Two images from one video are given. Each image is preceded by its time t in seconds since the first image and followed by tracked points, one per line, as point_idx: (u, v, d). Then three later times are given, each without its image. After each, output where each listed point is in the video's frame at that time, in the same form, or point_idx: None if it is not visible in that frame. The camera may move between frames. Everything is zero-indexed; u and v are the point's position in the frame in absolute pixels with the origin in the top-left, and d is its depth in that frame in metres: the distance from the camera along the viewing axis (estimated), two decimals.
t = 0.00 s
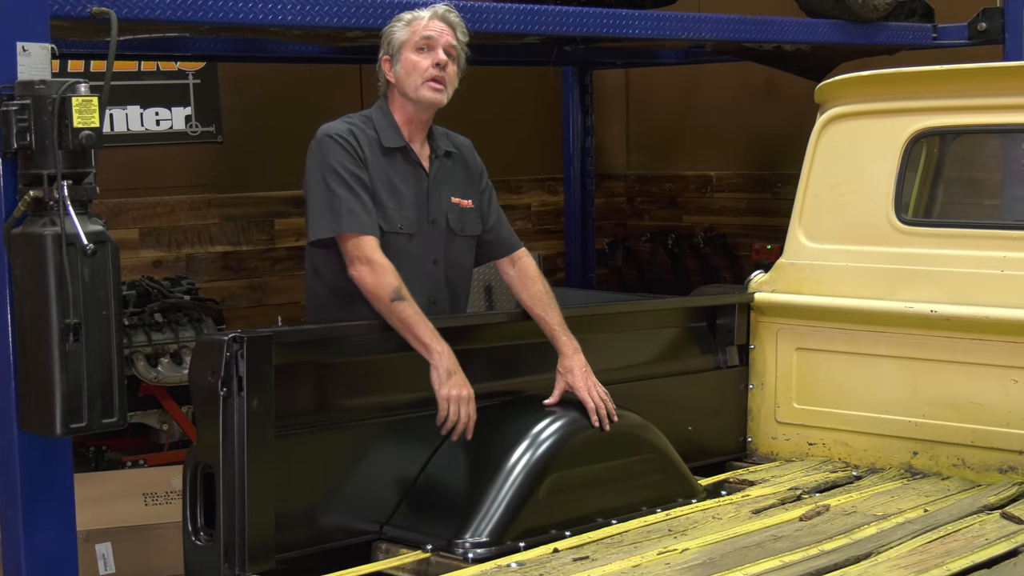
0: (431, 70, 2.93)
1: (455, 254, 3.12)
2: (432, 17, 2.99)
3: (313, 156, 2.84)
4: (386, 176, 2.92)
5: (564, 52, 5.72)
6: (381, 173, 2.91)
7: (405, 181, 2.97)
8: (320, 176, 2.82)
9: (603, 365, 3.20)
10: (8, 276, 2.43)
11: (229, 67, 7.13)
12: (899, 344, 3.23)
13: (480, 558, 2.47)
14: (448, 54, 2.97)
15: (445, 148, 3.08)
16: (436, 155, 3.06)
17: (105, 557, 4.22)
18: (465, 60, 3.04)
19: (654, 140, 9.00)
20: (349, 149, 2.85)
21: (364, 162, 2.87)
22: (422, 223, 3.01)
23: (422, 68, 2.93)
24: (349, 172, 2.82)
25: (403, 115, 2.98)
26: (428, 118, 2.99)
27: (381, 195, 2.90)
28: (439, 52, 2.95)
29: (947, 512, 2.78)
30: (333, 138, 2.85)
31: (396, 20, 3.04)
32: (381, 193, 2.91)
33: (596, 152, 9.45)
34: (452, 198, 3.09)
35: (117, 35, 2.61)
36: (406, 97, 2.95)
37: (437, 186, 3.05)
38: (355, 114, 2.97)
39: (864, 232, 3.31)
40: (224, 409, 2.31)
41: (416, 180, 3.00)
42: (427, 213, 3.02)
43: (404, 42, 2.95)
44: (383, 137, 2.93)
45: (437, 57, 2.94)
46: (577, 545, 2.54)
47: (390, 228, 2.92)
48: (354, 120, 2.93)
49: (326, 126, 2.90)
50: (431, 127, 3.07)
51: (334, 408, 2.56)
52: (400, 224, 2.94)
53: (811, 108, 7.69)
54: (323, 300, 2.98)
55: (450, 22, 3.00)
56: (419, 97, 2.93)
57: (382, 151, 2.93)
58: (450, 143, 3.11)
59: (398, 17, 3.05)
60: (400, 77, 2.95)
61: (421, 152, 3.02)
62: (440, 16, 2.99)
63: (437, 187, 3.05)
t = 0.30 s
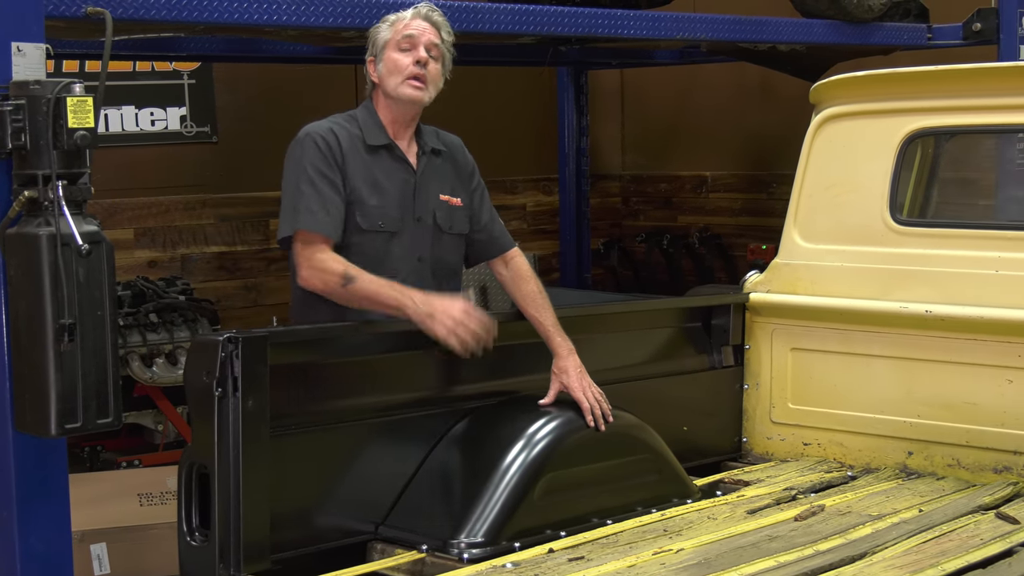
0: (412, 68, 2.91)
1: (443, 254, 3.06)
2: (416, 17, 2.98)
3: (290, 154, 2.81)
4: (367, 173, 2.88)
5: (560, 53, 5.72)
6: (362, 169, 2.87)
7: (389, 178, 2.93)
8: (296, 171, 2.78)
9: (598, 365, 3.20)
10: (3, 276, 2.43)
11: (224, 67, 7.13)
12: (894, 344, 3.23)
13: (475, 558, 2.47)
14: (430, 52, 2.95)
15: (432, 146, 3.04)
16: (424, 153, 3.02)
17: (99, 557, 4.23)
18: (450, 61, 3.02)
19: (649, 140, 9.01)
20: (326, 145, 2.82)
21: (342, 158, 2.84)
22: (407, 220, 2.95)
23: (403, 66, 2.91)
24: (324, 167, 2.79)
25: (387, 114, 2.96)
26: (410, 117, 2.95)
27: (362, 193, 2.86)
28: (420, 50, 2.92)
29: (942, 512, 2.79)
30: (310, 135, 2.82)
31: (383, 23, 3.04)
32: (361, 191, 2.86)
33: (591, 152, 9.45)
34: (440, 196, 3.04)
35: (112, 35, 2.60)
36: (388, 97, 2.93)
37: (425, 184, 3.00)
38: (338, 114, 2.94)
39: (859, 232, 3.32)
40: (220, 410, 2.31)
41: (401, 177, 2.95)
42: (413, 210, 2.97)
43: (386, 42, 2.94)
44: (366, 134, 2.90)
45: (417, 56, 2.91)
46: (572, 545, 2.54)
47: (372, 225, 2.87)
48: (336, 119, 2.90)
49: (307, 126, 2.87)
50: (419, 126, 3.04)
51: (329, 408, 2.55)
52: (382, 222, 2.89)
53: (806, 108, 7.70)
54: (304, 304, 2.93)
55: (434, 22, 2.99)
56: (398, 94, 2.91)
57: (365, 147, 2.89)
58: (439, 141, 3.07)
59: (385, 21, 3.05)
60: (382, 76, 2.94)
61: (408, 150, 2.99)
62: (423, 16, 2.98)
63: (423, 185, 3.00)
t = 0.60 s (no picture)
0: (392, 73, 2.88)
1: (427, 256, 3.02)
2: (407, 18, 2.93)
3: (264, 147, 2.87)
4: (344, 170, 2.90)
5: (557, 53, 5.72)
6: (337, 165, 2.90)
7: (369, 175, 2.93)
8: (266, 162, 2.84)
9: (594, 366, 3.20)
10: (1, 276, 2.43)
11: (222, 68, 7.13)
12: (891, 344, 3.24)
13: (473, 558, 2.47)
14: (415, 58, 2.91)
15: (424, 146, 3.01)
16: (412, 154, 2.99)
17: (96, 559, 4.23)
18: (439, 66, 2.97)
19: (646, 140, 9.01)
20: (299, 139, 2.86)
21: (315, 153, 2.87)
22: (387, 219, 2.93)
23: (383, 70, 2.89)
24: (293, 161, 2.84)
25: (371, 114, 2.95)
26: (391, 122, 2.93)
27: (334, 189, 2.88)
28: (403, 56, 2.89)
29: (939, 512, 2.79)
30: (286, 128, 2.88)
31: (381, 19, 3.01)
32: (332, 187, 2.88)
33: (588, 152, 9.46)
34: (428, 197, 3.00)
35: (109, 34, 2.60)
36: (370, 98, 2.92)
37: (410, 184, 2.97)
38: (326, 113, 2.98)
39: (856, 232, 3.32)
40: (217, 410, 2.31)
41: (383, 176, 2.95)
42: (395, 210, 2.95)
43: (373, 43, 2.92)
44: (347, 131, 2.91)
45: (398, 61, 2.88)
46: (570, 545, 2.54)
47: (344, 221, 2.88)
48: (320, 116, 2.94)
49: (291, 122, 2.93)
50: (412, 125, 3.02)
51: (327, 408, 2.56)
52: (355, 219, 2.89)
53: (802, 109, 7.71)
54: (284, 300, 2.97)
55: (426, 25, 2.93)
56: (375, 100, 2.89)
57: (344, 144, 2.91)
58: (433, 142, 3.04)
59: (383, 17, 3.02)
60: (366, 77, 2.93)
61: (394, 151, 2.98)
62: (415, 18, 2.93)
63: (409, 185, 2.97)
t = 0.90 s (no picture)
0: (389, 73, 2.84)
1: (421, 262, 3.00)
2: (405, 17, 2.90)
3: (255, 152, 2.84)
4: (335, 177, 2.86)
5: (557, 53, 5.72)
6: (329, 171, 2.86)
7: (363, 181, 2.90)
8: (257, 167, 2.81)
9: (595, 365, 3.20)
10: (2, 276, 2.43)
11: (223, 68, 7.13)
12: (892, 344, 3.24)
13: (473, 558, 2.47)
14: (412, 58, 2.87)
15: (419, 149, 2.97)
16: (406, 158, 2.95)
17: (98, 557, 4.21)
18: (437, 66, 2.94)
19: (646, 140, 9.01)
20: (290, 145, 2.82)
21: (306, 159, 2.83)
22: (377, 225, 2.91)
23: (381, 70, 2.85)
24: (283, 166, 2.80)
25: (367, 114, 2.92)
26: (387, 123, 2.90)
27: (323, 196, 2.85)
28: (401, 55, 2.85)
29: (940, 512, 2.79)
30: (278, 134, 2.84)
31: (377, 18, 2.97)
32: (322, 195, 2.85)
33: (589, 151, 9.46)
34: (421, 202, 2.97)
35: (110, 34, 2.60)
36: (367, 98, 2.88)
37: (403, 190, 2.94)
38: (322, 113, 2.94)
39: (857, 232, 3.32)
40: (218, 409, 2.31)
41: (376, 181, 2.92)
42: (385, 216, 2.92)
43: (370, 42, 2.88)
44: (340, 136, 2.88)
45: (396, 62, 2.84)
46: (571, 545, 2.54)
47: (333, 229, 2.86)
48: (314, 119, 2.89)
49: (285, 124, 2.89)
50: (408, 126, 2.98)
51: (328, 408, 2.56)
52: (344, 226, 2.87)
53: (803, 108, 7.72)
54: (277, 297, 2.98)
55: (424, 24, 2.90)
56: (373, 100, 2.85)
57: (336, 149, 2.87)
58: (429, 144, 3.00)
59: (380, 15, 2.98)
60: (363, 77, 2.89)
61: (389, 154, 2.94)
62: (412, 17, 2.90)
63: (401, 191, 2.94)
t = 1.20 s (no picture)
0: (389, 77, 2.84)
1: (419, 266, 3.00)
2: (400, 19, 2.88)
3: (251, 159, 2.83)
4: (332, 185, 2.86)
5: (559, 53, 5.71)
6: (326, 178, 2.85)
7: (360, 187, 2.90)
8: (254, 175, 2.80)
9: (597, 366, 3.20)
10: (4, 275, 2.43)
11: (225, 68, 7.13)
12: (894, 344, 3.23)
13: (475, 558, 2.47)
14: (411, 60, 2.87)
15: (415, 152, 2.95)
16: (402, 162, 2.94)
17: (101, 556, 4.21)
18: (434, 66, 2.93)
19: (649, 140, 9.01)
20: (286, 153, 2.81)
21: (303, 167, 2.83)
22: (375, 232, 2.91)
23: (380, 75, 2.83)
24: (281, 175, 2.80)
25: (364, 119, 2.91)
26: (386, 127, 2.89)
27: (321, 204, 2.84)
28: (399, 59, 2.84)
29: (942, 512, 2.79)
30: (273, 141, 2.82)
31: (370, 19, 2.95)
32: (319, 202, 2.85)
33: (592, 151, 9.45)
34: (418, 206, 2.97)
35: (112, 33, 2.60)
36: (365, 102, 2.87)
37: (400, 194, 2.94)
38: (316, 116, 2.92)
39: (859, 232, 3.32)
40: (220, 409, 2.31)
41: (373, 187, 2.91)
42: (383, 222, 2.92)
43: (366, 45, 2.87)
44: (336, 142, 2.87)
45: (396, 65, 2.83)
46: (573, 545, 2.54)
47: (332, 236, 2.86)
48: (309, 124, 2.88)
49: (280, 129, 2.87)
50: (403, 128, 2.96)
51: (330, 408, 2.56)
52: (343, 234, 2.87)
53: (806, 108, 7.71)
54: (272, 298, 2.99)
55: (420, 25, 2.88)
56: (373, 105, 2.85)
57: (333, 155, 2.86)
58: (424, 146, 2.99)
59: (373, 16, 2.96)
60: (361, 81, 2.87)
61: (385, 158, 2.93)
62: (408, 19, 2.88)
63: (399, 196, 2.94)
